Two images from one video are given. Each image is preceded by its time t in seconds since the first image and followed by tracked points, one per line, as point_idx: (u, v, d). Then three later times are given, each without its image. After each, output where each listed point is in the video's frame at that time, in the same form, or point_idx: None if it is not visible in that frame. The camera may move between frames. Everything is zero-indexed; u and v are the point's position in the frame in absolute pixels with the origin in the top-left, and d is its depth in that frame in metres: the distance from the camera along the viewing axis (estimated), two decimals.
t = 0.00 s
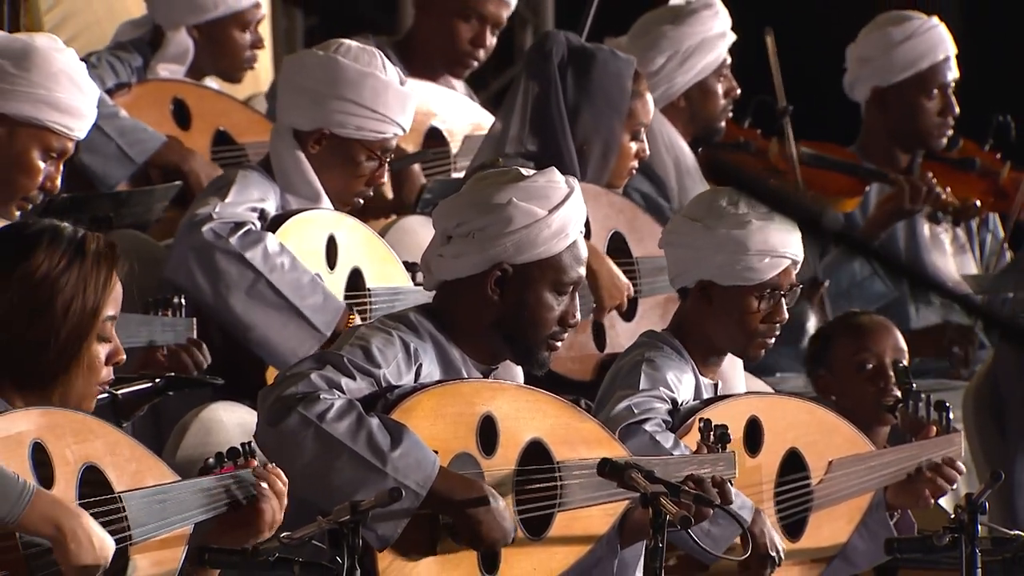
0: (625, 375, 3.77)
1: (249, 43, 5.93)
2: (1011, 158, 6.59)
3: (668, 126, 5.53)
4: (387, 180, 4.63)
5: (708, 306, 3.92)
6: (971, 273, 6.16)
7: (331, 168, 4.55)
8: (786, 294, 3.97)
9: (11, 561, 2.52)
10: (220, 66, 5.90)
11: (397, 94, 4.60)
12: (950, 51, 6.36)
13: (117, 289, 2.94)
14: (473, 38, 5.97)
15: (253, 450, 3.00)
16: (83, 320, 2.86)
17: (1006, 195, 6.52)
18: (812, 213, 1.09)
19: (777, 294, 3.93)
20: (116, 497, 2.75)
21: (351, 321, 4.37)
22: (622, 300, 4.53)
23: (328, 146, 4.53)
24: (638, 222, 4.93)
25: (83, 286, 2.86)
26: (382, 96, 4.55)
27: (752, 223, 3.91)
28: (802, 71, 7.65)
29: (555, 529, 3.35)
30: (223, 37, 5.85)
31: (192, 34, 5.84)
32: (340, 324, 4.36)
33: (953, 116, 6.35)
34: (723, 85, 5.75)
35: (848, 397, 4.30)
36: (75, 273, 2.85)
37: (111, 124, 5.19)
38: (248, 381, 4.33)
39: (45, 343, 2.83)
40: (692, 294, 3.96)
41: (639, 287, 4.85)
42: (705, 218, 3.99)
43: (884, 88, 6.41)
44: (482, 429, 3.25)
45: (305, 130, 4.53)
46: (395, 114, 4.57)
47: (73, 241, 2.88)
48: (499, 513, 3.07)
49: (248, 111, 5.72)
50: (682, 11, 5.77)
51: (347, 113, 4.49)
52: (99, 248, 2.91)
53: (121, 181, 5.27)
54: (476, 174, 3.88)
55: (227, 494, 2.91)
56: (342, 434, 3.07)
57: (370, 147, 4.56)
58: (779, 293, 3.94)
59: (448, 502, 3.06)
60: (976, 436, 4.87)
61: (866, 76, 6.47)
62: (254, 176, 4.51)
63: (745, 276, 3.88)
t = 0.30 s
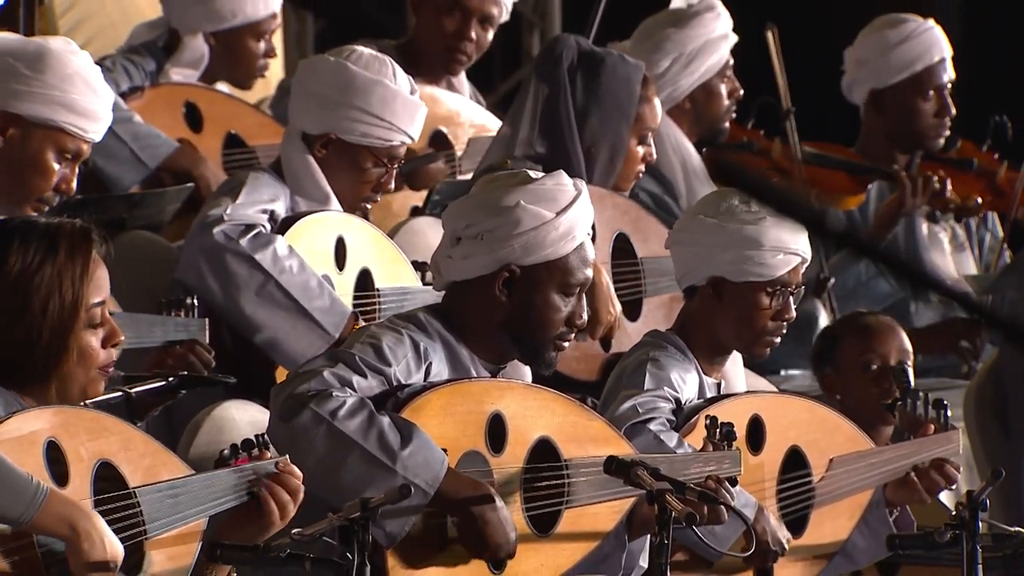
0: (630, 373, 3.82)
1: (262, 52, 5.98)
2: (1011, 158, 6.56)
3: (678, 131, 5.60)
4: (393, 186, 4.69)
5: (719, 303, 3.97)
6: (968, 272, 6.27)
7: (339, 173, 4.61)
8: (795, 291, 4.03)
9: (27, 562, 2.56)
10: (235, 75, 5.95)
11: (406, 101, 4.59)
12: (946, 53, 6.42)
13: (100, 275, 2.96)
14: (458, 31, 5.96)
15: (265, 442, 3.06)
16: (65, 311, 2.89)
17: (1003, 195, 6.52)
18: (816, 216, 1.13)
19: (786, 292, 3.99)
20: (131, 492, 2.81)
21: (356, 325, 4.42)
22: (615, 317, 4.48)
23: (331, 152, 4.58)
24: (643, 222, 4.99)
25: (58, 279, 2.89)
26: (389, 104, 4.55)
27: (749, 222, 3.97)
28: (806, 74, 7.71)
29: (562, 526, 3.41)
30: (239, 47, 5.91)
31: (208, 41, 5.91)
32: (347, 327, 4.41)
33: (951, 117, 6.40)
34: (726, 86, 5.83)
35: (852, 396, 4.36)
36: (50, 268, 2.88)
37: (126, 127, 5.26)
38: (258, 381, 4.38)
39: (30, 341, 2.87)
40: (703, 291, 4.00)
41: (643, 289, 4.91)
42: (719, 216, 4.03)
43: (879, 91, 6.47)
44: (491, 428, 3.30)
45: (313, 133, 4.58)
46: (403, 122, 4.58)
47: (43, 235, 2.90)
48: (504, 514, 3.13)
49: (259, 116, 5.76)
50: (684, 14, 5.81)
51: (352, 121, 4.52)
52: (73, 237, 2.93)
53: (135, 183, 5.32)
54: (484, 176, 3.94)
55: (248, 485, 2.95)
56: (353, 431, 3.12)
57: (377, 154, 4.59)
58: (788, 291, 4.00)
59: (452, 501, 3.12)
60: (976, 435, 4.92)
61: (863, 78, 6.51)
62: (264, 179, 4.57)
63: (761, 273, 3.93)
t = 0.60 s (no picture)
0: (634, 372, 3.87)
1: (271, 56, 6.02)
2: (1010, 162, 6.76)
3: (675, 129, 5.64)
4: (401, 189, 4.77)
5: (719, 303, 4.01)
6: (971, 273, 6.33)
7: (349, 174, 4.67)
8: (795, 289, 4.08)
9: (36, 557, 2.61)
10: (246, 76, 6.00)
11: (416, 105, 4.69)
12: (950, 59, 6.46)
13: (120, 291, 2.97)
14: (456, 32, 6.00)
15: (269, 441, 3.13)
16: (84, 323, 2.90)
17: (1003, 198, 6.70)
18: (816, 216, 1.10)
19: (787, 290, 4.03)
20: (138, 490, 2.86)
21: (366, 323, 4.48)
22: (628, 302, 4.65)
23: (344, 153, 4.64)
24: (646, 225, 5.03)
25: (79, 291, 2.89)
26: (399, 106, 4.64)
27: (746, 222, 4.02)
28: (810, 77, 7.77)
29: (567, 523, 3.46)
30: (249, 50, 5.96)
31: (218, 44, 5.97)
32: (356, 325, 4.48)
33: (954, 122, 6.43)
34: (726, 89, 5.87)
35: (854, 396, 4.41)
36: (75, 278, 2.89)
37: (136, 128, 5.32)
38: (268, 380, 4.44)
39: (47, 349, 2.88)
40: (705, 292, 4.04)
41: (648, 288, 4.96)
42: (717, 217, 4.09)
43: (885, 96, 6.49)
44: (497, 426, 3.36)
45: (323, 135, 4.63)
46: (412, 125, 4.67)
47: (72, 246, 2.92)
48: (517, 504, 3.21)
49: (269, 118, 5.82)
50: (685, 17, 5.86)
51: (363, 123, 4.59)
52: (100, 251, 2.94)
53: (146, 183, 5.38)
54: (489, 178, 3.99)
55: (254, 481, 3.03)
56: (361, 430, 3.17)
57: (387, 156, 4.66)
58: (788, 289, 4.04)
59: (464, 496, 3.19)
60: (976, 433, 4.94)
61: (867, 83, 6.54)
62: (274, 180, 4.61)
63: (761, 271, 3.98)
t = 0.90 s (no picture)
0: (638, 371, 3.91)
1: (282, 64, 6.07)
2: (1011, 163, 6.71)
3: (683, 135, 5.69)
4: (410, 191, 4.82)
5: (730, 301, 4.06)
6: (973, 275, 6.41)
7: (360, 175, 4.72)
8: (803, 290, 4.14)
9: (52, 555, 2.68)
10: (258, 81, 6.05)
11: (428, 106, 4.76)
12: (954, 61, 6.51)
13: (127, 269, 3.00)
14: (468, 33, 6.07)
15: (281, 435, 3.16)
16: (97, 306, 2.93)
17: (1008, 200, 6.65)
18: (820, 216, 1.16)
19: (796, 290, 4.09)
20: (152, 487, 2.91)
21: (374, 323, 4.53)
22: (638, 299, 4.67)
23: (354, 152, 4.69)
24: (652, 226, 5.09)
25: (93, 275, 2.91)
26: (412, 106, 4.70)
27: (763, 223, 4.08)
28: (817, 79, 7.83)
29: (574, 520, 3.50)
30: (261, 57, 6.02)
31: (229, 51, 6.04)
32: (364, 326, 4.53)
33: (957, 124, 6.46)
34: (729, 92, 5.92)
35: (856, 395, 4.45)
36: (83, 264, 2.90)
37: (149, 130, 5.38)
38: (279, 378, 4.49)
39: (63, 333, 2.90)
40: (717, 290, 4.08)
41: (653, 289, 5.00)
42: (725, 218, 4.14)
43: (891, 97, 6.54)
44: (504, 424, 3.41)
45: (336, 134, 4.69)
46: (423, 125, 4.73)
47: (76, 231, 2.92)
48: (520, 505, 3.22)
49: (279, 121, 5.81)
50: (688, 22, 5.90)
51: (376, 120, 4.65)
52: (103, 234, 2.95)
53: (160, 184, 5.44)
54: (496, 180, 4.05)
55: (267, 477, 3.08)
56: (372, 426, 3.23)
57: (398, 156, 4.72)
58: (797, 289, 4.10)
59: (474, 493, 3.23)
60: (976, 432, 4.98)
61: (873, 85, 6.59)
62: (284, 183, 4.65)
63: (773, 271, 4.04)
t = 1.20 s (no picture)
0: (645, 372, 3.97)
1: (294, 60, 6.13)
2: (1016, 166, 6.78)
3: (690, 139, 5.76)
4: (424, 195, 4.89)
5: (738, 302, 4.11)
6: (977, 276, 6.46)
7: (372, 183, 4.78)
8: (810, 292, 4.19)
9: (66, 551, 2.73)
10: (269, 80, 6.10)
11: (441, 118, 4.79)
12: (961, 67, 6.58)
13: (154, 291, 3.05)
14: (485, 36, 6.13)
15: (289, 435, 3.20)
16: (120, 324, 2.98)
17: (1012, 203, 6.74)
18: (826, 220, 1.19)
19: (803, 292, 4.15)
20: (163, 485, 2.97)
21: (391, 314, 4.57)
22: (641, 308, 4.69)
23: (368, 162, 4.75)
24: (661, 227, 5.14)
25: (117, 291, 2.97)
26: (423, 118, 4.73)
27: (770, 223, 4.12)
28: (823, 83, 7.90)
29: (583, 518, 3.55)
30: (272, 55, 6.07)
31: (242, 50, 6.09)
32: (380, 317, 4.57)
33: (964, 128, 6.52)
34: (739, 98, 5.97)
35: (862, 394, 4.50)
36: (111, 279, 2.96)
37: (163, 131, 5.44)
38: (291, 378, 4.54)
39: (82, 346, 2.95)
40: (726, 291, 4.14)
41: (662, 289, 5.06)
42: (734, 219, 4.20)
43: (900, 101, 6.59)
44: (514, 422, 3.46)
45: (348, 145, 4.75)
46: (436, 136, 4.77)
47: (109, 247, 2.98)
48: (530, 500, 3.28)
49: (293, 123, 5.93)
50: (699, 26, 5.98)
51: (389, 135, 4.69)
52: (136, 252, 3.01)
53: (174, 184, 5.50)
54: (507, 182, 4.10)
55: (274, 476, 3.11)
56: (382, 426, 3.28)
57: (411, 165, 4.78)
58: (804, 291, 4.15)
59: (482, 491, 3.27)
60: (982, 432, 5.04)
61: (881, 89, 6.64)
62: (297, 184, 4.74)
63: (780, 273, 4.09)
